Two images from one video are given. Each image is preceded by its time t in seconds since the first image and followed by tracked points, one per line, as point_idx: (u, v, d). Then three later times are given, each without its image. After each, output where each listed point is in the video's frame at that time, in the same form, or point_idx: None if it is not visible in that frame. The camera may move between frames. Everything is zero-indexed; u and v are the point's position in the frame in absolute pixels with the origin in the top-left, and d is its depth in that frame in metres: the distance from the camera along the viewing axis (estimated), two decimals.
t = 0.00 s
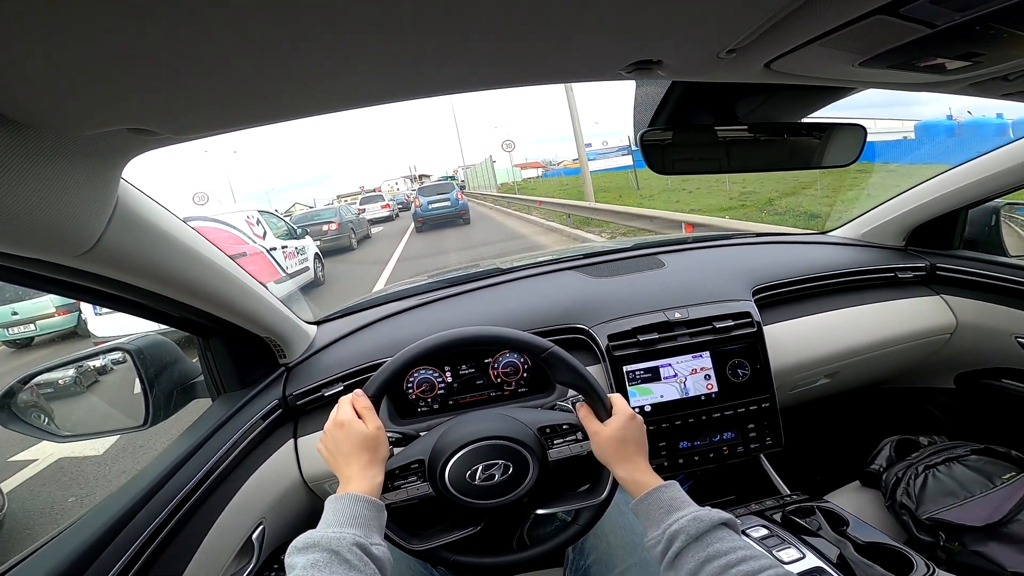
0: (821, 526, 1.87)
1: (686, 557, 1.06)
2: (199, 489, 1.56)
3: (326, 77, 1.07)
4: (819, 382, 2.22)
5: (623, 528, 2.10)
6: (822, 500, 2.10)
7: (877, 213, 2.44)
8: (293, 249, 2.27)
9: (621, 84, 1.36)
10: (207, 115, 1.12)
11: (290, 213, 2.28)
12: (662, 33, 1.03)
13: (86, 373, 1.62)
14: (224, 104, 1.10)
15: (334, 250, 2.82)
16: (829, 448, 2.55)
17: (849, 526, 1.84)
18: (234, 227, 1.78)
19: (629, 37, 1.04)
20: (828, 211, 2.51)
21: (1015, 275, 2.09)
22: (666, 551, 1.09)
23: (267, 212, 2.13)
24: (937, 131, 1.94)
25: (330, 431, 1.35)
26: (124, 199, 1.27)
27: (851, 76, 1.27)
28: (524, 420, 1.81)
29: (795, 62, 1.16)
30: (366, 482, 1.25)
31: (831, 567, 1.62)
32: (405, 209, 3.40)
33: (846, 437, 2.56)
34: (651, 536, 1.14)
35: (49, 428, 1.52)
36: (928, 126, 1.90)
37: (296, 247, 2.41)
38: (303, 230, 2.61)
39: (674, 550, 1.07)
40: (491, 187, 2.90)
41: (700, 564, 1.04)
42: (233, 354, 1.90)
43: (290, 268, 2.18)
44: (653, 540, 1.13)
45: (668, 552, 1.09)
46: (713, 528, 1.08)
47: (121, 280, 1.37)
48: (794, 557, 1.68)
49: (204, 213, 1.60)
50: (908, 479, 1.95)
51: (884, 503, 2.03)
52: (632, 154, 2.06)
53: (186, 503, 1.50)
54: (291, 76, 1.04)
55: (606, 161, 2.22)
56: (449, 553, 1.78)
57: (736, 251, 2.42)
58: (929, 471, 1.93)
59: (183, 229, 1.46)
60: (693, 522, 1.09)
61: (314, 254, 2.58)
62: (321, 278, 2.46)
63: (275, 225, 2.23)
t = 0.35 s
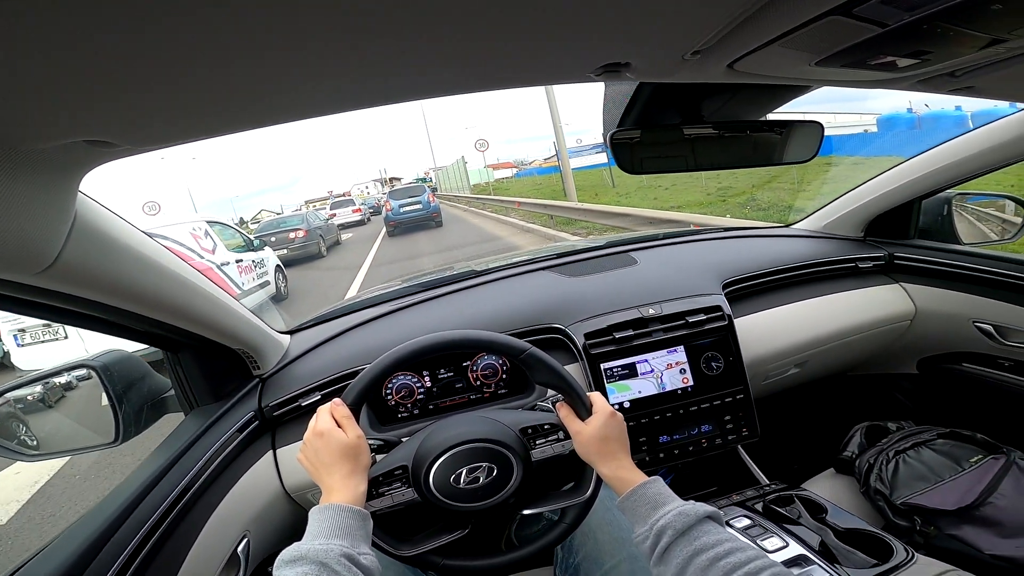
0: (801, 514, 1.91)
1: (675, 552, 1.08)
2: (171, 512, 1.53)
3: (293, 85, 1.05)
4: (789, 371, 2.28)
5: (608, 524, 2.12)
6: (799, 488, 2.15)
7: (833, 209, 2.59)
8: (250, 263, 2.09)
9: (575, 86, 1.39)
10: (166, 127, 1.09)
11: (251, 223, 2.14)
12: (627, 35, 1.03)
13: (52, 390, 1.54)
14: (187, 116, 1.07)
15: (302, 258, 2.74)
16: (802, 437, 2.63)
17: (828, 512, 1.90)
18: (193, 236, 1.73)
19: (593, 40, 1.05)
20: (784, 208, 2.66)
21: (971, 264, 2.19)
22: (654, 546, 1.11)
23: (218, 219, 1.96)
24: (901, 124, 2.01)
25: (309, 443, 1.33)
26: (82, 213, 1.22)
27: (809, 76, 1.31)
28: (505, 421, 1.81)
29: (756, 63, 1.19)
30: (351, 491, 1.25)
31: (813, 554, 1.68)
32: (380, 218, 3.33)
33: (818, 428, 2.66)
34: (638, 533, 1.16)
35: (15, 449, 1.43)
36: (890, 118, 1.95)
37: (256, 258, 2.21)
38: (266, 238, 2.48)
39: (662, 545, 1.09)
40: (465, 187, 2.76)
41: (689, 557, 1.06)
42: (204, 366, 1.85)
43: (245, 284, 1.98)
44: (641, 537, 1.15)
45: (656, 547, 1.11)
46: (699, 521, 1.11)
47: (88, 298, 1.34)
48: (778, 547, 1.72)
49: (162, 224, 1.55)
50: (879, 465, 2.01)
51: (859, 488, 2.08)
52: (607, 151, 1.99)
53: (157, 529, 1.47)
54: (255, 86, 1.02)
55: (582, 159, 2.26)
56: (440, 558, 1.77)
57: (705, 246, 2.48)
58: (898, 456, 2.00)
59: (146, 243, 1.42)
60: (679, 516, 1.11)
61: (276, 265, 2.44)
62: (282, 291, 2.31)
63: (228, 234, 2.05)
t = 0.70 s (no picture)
0: (759, 506, 1.90)
1: (627, 552, 1.06)
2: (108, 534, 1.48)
3: (188, 89, 1.01)
4: (744, 362, 2.29)
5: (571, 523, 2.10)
6: (756, 478, 2.15)
7: (783, 196, 2.62)
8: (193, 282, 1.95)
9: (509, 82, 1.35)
10: (55, 134, 1.05)
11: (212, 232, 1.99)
12: (530, 26, 1.00)
13: None
14: (76, 122, 1.03)
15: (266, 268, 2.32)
16: (765, 425, 2.64)
17: (784, 502, 1.90)
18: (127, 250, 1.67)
19: (496, 32, 1.01)
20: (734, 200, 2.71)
21: (921, 249, 2.20)
22: (606, 548, 1.08)
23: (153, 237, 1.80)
24: (856, 115, 2.02)
25: (251, 455, 1.28)
26: None
27: (736, 64, 1.30)
28: (455, 426, 1.78)
29: (675, 51, 1.17)
30: (297, 502, 1.21)
31: (770, 546, 1.69)
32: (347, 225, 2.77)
33: (780, 414, 2.68)
34: (590, 533, 1.13)
35: None
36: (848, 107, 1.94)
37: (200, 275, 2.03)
38: (224, 248, 2.14)
39: (613, 547, 1.06)
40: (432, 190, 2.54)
41: (640, 558, 1.04)
42: (142, 384, 1.78)
43: (186, 303, 1.89)
44: (593, 537, 1.12)
45: (607, 548, 1.08)
46: (649, 521, 1.08)
47: (17, 326, 1.29)
48: (737, 540, 1.73)
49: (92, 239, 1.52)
50: (833, 452, 2.02)
51: (815, 477, 2.08)
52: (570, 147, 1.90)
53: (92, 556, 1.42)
54: (144, 92, 0.98)
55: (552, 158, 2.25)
56: (397, 564, 1.74)
57: (661, 240, 2.47)
58: (850, 443, 2.01)
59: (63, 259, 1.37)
60: (629, 516, 1.08)
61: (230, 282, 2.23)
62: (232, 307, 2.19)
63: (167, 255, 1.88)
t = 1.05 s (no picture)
0: (741, 501, 1.92)
1: (610, 550, 1.05)
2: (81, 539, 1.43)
3: (150, 82, 0.97)
4: (725, 355, 2.30)
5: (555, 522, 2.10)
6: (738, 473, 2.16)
7: (761, 192, 2.64)
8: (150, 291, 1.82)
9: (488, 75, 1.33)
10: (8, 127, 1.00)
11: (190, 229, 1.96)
12: (505, 16, 0.97)
13: None
14: (30, 115, 0.98)
15: (248, 263, 2.32)
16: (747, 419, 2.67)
17: (765, 498, 1.92)
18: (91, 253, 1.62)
19: (471, 22, 0.98)
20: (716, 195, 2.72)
21: (898, 244, 2.23)
22: (590, 546, 1.07)
23: (104, 240, 1.71)
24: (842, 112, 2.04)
25: (225, 456, 1.25)
26: None
27: (714, 57, 1.29)
28: (436, 424, 1.76)
29: (652, 44, 1.16)
30: (273, 503, 1.18)
31: (752, 542, 1.71)
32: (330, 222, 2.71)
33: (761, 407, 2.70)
34: (574, 532, 1.12)
35: None
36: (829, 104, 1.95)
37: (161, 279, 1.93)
38: (206, 243, 2.18)
39: (596, 545, 1.06)
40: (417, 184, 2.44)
41: (623, 556, 1.03)
42: (110, 384, 1.71)
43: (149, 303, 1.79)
44: (577, 535, 1.11)
45: (590, 546, 1.08)
46: (631, 517, 1.08)
47: None
48: (719, 536, 1.75)
49: (65, 236, 1.51)
50: (812, 446, 2.04)
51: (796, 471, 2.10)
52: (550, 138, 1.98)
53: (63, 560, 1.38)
54: (102, 84, 0.94)
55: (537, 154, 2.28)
56: (379, 565, 1.71)
57: (644, 235, 2.47)
58: (829, 436, 2.03)
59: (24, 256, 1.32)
60: (611, 514, 1.07)
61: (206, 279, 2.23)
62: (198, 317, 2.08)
63: (121, 258, 1.79)
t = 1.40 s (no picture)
0: (809, 515, 1.87)
1: (679, 555, 1.04)
2: (175, 498, 1.53)
3: (290, 73, 1.02)
4: (798, 369, 2.23)
5: (611, 524, 2.09)
6: (807, 488, 2.10)
7: (852, 201, 2.51)
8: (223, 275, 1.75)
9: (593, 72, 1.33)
10: (156, 113, 1.06)
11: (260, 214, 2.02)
12: (636, 16, 0.98)
13: (59, 380, 1.54)
14: (178, 103, 1.04)
15: (317, 245, 2.59)
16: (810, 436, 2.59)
17: (836, 514, 1.85)
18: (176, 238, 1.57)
19: (601, 22, 1.00)
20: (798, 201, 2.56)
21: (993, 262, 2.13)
22: (657, 549, 1.07)
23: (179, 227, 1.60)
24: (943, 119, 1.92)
25: (308, 433, 1.29)
26: (71, 202, 1.20)
27: (829, 62, 1.25)
28: (508, 417, 1.78)
29: (772, 48, 1.14)
30: (349, 485, 1.21)
31: (820, 555, 1.65)
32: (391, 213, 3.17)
33: (826, 426, 2.62)
34: (639, 534, 1.12)
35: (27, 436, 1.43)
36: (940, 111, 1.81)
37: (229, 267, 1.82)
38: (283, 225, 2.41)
39: (665, 549, 1.05)
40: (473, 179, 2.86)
41: (694, 561, 1.02)
42: (203, 355, 1.82)
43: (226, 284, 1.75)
44: (643, 538, 1.11)
45: (658, 550, 1.07)
46: (704, 525, 1.06)
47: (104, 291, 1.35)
48: (785, 548, 1.69)
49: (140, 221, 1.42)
50: (890, 466, 1.97)
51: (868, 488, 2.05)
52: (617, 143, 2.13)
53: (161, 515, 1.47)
54: (249, 74, 0.99)
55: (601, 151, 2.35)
56: (438, 554, 1.74)
57: (716, 239, 2.42)
58: (910, 456, 1.95)
59: (140, 231, 1.40)
60: (684, 519, 1.07)
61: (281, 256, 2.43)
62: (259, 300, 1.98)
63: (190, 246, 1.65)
